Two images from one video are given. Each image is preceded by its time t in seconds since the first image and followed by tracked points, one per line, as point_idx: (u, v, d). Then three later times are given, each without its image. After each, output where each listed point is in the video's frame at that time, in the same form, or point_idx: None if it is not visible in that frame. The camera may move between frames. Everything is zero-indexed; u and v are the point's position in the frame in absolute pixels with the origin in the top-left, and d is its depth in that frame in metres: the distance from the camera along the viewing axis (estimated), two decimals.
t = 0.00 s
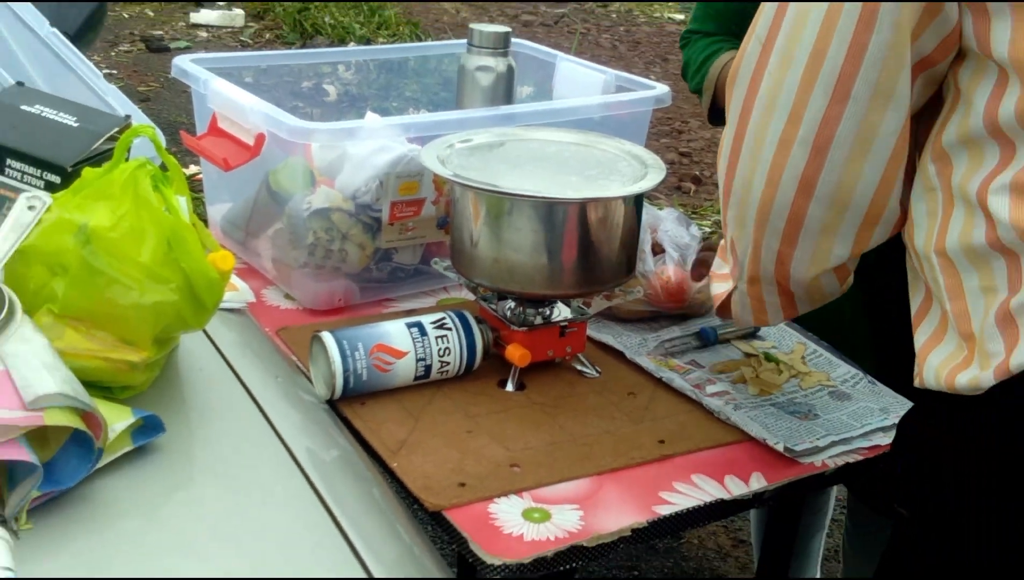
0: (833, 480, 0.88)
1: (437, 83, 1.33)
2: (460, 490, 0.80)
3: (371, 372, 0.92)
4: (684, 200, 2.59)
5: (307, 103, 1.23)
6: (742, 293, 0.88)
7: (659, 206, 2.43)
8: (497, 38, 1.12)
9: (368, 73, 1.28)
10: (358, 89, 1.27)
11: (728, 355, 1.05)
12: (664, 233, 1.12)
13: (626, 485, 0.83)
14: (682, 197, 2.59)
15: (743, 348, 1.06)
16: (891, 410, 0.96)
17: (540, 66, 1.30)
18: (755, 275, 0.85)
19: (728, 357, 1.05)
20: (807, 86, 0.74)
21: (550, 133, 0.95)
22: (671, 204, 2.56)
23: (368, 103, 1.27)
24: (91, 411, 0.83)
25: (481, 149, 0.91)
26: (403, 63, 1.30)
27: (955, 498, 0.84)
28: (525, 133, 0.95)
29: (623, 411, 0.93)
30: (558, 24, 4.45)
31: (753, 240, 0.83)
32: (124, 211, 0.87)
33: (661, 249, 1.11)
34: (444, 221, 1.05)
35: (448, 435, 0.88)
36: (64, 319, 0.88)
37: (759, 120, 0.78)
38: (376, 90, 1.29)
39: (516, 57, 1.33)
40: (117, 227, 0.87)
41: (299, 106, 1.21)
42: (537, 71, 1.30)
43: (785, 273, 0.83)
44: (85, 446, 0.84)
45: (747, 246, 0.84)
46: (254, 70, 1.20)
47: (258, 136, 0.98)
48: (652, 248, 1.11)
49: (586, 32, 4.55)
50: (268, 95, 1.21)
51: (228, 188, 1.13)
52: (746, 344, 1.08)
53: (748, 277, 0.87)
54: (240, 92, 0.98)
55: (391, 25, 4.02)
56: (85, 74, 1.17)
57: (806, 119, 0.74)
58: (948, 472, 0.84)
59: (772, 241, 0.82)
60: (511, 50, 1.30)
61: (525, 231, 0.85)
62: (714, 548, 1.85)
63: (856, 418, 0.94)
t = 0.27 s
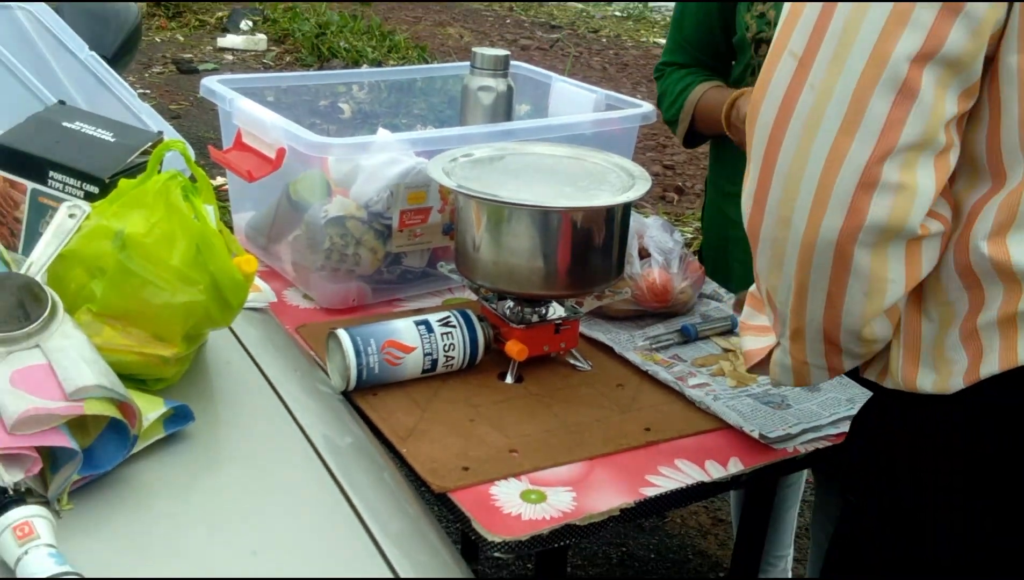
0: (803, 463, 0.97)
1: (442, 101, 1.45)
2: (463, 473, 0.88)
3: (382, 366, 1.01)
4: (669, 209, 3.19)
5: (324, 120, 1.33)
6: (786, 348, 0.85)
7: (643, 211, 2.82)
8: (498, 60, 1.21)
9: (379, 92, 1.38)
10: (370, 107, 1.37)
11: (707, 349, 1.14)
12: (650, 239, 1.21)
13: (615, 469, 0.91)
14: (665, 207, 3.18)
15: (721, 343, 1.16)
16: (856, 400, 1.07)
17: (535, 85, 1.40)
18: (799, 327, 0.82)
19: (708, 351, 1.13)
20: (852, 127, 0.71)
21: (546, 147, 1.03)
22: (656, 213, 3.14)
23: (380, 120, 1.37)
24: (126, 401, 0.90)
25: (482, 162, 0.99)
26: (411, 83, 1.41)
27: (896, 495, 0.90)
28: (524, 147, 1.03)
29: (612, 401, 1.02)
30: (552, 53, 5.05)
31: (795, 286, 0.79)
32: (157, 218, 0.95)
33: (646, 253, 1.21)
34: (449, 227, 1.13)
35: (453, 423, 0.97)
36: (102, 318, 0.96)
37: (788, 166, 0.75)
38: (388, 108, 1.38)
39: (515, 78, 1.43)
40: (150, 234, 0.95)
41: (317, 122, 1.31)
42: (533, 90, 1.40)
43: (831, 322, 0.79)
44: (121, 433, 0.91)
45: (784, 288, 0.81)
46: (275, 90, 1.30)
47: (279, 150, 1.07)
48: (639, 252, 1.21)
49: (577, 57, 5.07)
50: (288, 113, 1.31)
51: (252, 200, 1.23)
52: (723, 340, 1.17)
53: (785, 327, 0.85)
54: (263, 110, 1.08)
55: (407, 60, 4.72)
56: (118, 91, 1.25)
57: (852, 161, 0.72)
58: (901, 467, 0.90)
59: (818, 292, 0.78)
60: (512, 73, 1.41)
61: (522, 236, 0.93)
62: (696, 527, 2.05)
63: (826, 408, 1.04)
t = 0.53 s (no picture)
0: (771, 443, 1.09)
1: (450, 120, 1.61)
2: (468, 452, 1.00)
3: (396, 357, 1.13)
4: (651, 217, 3.70)
5: (344, 137, 1.50)
6: (809, 407, 0.88)
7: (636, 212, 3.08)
8: (498, 84, 1.39)
9: (393, 113, 1.55)
10: (385, 125, 1.54)
11: (685, 341, 1.27)
12: (635, 243, 1.35)
13: (603, 449, 1.02)
14: (648, 215, 3.68)
15: (699, 336, 1.29)
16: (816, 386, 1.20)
17: (533, 106, 1.55)
18: (837, 377, 0.85)
19: (687, 343, 1.26)
20: (923, 158, 0.76)
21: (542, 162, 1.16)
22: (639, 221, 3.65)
23: (393, 137, 1.55)
24: (168, 387, 1.00)
25: (485, 175, 1.11)
26: (422, 104, 1.58)
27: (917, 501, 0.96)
28: (522, 162, 1.16)
29: (601, 389, 1.14)
30: (547, 76, 5.67)
31: (842, 333, 0.83)
32: (195, 225, 1.07)
33: (632, 256, 1.35)
34: (455, 232, 1.27)
35: (459, 408, 1.09)
36: (147, 314, 1.07)
37: (828, 186, 0.80)
38: (401, 127, 1.56)
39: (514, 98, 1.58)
40: (190, 239, 1.06)
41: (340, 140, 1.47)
42: (531, 111, 1.56)
43: (880, 368, 0.84)
44: (163, 415, 1.01)
45: (829, 334, 0.84)
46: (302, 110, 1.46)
47: (302, 164, 1.20)
48: (625, 255, 1.35)
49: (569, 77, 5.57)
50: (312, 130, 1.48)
51: (279, 208, 1.36)
52: (699, 333, 1.30)
53: (810, 384, 0.87)
54: (290, 129, 1.22)
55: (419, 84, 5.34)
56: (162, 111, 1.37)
57: (898, 178, 0.77)
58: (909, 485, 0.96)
59: (868, 338, 0.83)
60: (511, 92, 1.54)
61: (520, 242, 1.05)
62: (677, 500, 2.25)
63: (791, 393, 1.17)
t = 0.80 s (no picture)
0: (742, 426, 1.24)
1: (457, 140, 1.87)
2: (473, 434, 1.13)
3: (409, 349, 1.26)
4: (636, 225, 3.98)
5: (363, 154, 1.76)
6: (811, 437, 0.86)
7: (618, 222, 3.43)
8: (499, 108, 1.61)
9: (407, 134, 1.82)
10: (399, 144, 1.81)
11: (667, 336, 1.44)
12: (621, 249, 1.55)
13: (592, 432, 1.15)
14: (633, 224, 3.99)
15: (678, 332, 1.45)
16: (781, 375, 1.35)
17: (530, 128, 1.82)
18: (840, 397, 0.84)
19: (667, 338, 1.43)
20: (897, 195, 0.78)
21: (538, 177, 1.31)
22: (627, 228, 3.91)
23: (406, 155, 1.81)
24: (207, 375, 1.06)
25: (488, 188, 1.26)
26: (432, 126, 1.83)
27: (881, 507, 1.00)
28: (521, 177, 1.31)
29: (590, 379, 1.29)
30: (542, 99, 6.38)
31: (840, 355, 0.83)
32: (231, 232, 1.19)
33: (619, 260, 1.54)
34: (461, 240, 1.44)
35: (465, 395, 1.22)
36: (186, 311, 1.18)
37: (822, 214, 0.79)
38: (413, 146, 1.82)
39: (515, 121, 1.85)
40: (226, 244, 1.18)
41: (357, 157, 1.77)
42: (528, 132, 1.83)
43: (875, 380, 0.84)
44: (203, 401, 1.08)
45: (826, 360, 0.83)
46: (326, 130, 1.72)
47: (328, 178, 1.39)
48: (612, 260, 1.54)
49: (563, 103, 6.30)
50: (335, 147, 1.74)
51: (304, 218, 1.55)
52: (679, 328, 1.47)
53: (810, 413, 0.85)
54: (316, 148, 1.42)
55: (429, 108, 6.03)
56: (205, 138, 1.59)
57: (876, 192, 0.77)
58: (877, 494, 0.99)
59: (865, 355, 0.83)
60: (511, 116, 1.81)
61: (519, 247, 1.18)
62: (659, 477, 2.55)
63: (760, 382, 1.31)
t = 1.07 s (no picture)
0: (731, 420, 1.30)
1: (460, 146, 1.97)
2: (475, 427, 1.18)
3: (414, 346, 1.32)
4: (631, 228, 4.08)
5: (369, 160, 1.86)
6: (763, 436, 0.94)
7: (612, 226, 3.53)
8: (500, 116, 1.69)
9: (412, 140, 1.91)
10: (405, 150, 1.90)
11: (659, 334, 1.51)
12: (617, 251, 1.63)
13: (589, 426, 1.21)
14: (629, 226, 4.10)
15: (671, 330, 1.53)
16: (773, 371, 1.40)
17: (528, 135, 1.93)
18: (789, 396, 0.92)
19: (660, 336, 1.50)
20: (836, 208, 0.84)
21: (537, 182, 1.38)
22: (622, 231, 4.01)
23: (411, 160, 1.90)
24: (220, 371, 1.10)
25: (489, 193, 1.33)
26: (435, 133, 1.93)
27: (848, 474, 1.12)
28: (521, 182, 1.38)
29: (587, 376, 1.35)
30: (542, 109, 6.69)
31: (788, 356, 0.90)
32: (244, 235, 1.24)
33: (615, 262, 1.62)
34: (464, 241, 1.51)
35: (467, 390, 1.28)
36: (202, 311, 1.23)
37: (774, 223, 0.85)
38: (418, 152, 1.92)
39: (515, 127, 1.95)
40: (239, 247, 1.24)
41: (364, 162, 1.84)
42: (527, 139, 1.93)
43: (823, 379, 0.92)
44: (217, 397, 1.12)
45: (775, 362, 0.91)
46: (334, 138, 1.81)
47: (337, 183, 1.46)
48: (608, 261, 1.62)
49: (563, 114, 6.57)
50: (343, 154, 1.84)
51: (314, 221, 1.62)
52: (671, 327, 1.55)
53: (761, 413, 0.92)
54: (324, 154, 1.49)
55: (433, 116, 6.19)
56: (224, 147, 1.69)
57: (817, 200, 0.83)
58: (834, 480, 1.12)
59: (812, 355, 0.90)
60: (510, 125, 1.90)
61: (519, 248, 1.23)
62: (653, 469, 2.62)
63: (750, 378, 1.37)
